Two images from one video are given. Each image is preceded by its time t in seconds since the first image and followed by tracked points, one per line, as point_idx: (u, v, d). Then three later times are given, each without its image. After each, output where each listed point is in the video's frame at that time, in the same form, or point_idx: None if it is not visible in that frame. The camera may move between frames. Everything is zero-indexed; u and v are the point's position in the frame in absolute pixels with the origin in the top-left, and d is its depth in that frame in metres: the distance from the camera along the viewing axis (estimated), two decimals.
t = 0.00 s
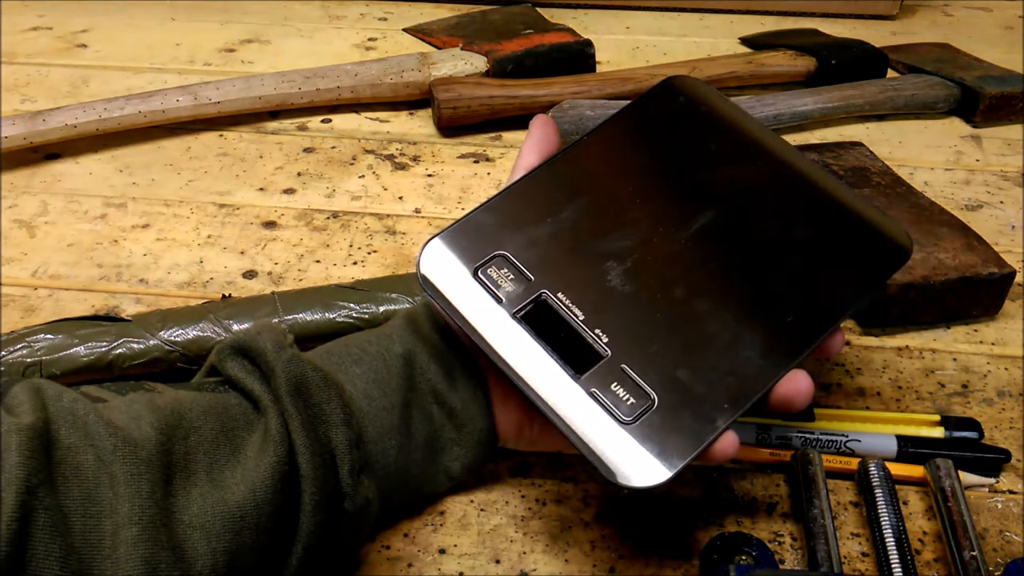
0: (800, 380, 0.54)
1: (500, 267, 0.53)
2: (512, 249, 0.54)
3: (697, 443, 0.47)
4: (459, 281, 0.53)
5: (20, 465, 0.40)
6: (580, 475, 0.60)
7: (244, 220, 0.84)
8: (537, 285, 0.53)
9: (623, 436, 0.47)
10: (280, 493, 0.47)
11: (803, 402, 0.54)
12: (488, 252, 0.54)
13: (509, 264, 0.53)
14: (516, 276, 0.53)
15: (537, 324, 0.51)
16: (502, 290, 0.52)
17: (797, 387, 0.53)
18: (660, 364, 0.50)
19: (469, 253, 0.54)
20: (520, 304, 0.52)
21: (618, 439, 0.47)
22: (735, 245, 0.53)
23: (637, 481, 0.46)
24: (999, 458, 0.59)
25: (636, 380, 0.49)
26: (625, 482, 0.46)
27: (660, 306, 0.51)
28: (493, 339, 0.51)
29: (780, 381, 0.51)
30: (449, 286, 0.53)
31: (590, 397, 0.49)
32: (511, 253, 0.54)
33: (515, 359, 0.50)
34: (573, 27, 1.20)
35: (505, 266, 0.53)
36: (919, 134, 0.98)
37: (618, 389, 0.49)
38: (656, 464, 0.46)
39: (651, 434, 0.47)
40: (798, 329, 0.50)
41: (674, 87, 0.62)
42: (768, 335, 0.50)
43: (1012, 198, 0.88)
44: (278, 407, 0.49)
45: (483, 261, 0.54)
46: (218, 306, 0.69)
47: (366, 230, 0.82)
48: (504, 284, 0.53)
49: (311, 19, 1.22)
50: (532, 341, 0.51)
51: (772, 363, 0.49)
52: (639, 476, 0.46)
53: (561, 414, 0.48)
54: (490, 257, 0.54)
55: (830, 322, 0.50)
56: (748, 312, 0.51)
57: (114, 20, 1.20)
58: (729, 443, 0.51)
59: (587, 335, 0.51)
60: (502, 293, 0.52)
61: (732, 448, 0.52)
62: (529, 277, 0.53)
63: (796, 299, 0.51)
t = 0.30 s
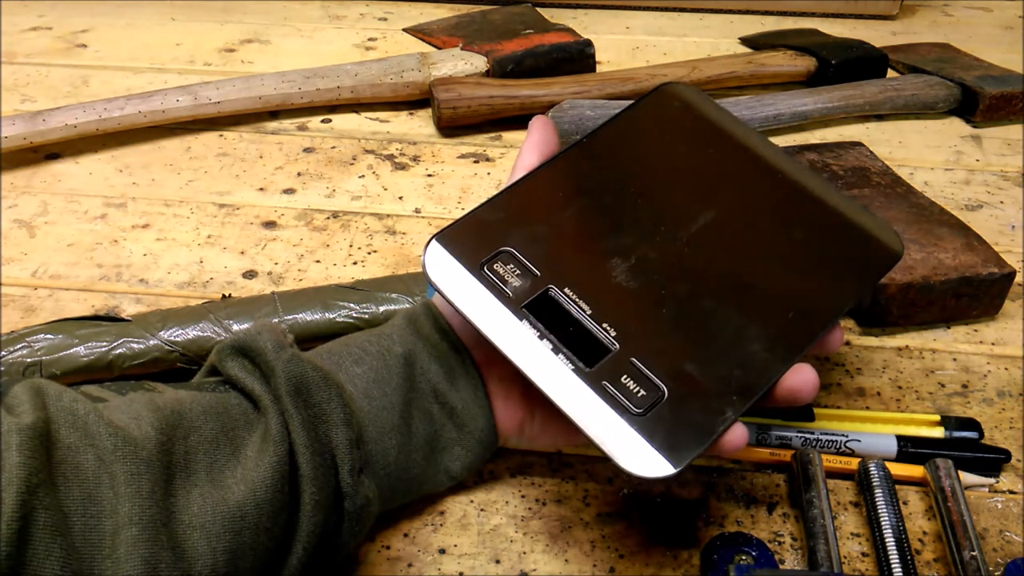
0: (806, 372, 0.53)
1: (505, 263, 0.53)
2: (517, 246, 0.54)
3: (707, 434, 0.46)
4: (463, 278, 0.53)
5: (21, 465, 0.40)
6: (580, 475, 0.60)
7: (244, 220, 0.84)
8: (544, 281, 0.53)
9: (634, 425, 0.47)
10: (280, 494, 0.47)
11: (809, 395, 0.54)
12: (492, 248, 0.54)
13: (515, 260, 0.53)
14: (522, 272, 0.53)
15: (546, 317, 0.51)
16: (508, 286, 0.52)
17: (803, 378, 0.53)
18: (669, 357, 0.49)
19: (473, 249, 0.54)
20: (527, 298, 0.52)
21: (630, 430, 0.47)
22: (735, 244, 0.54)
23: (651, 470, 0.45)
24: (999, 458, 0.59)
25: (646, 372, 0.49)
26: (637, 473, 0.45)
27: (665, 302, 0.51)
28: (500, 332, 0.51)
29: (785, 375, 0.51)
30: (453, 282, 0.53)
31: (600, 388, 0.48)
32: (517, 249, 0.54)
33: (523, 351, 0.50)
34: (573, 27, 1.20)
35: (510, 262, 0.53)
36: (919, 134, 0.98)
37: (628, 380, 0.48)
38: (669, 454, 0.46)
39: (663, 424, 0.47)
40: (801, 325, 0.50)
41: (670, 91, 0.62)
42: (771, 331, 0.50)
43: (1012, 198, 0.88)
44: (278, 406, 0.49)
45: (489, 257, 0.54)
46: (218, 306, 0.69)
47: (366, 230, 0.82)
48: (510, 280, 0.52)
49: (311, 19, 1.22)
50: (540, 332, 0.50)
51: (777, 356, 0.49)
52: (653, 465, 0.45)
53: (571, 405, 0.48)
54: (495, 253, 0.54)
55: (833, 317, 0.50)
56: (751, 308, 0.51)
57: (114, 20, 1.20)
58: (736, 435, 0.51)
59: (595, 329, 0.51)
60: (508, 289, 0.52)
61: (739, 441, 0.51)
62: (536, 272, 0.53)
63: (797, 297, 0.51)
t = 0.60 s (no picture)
0: (810, 367, 0.53)
1: (510, 257, 0.53)
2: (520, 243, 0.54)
3: (715, 426, 0.46)
4: (468, 273, 0.52)
5: (20, 464, 0.40)
6: (580, 475, 0.60)
7: (244, 220, 0.84)
8: (549, 275, 0.53)
9: (643, 417, 0.46)
10: (280, 493, 0.47)
11: (812, 389, 0.54)
12: (496, 244, 0.54)
13: (520, 255, 0.53)
14: (528, 267, 0.53)
15: (553, 309, 0.51)
16: (514, 280, 0.52)
17: (807, 373, 0.53)
18: (675, 351, 0.49)
19: (478, 245, 0.54)
20: (534, 291, 0.52)
21: (640, 420, 0.46)
22: (734, 243, 0.54)
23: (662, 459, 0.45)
24: (999, 458, 0.59)
25: (653, 364, 0.49)
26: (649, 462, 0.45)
27: (667, 299, 0.51)
28: (506, 324, 0.50)
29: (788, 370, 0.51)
30: (456, 278, 0.52)
31: (609, 380, 0.48)
32: (522, 244, 0.54)
33: (529, 344, 0.49)
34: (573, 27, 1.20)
35: (516, 257, 0.53)
36: (919, 134, 0.98)
37: (636, 373, 0.48)
38: (679, 444, 0.45)
39: (672, 414, 0.47)
40: (803, 321, 0.50)
41: (664, 99, 0.63)
42: (772, 328, 0.50)
43: (1012, 198, 0.88)
44: (278, 406, 0.49)
45: (494, 252, 0.53)
46: (218, 307, 0.69)
47: (366, 230, 0.82)
48: (515, 274, 0.52)
49: (311, 19, 1.22)
50: (546, 325, 0.50)
51: (780, 351, 0.49)
52: (664, 455, 0.45)
53: (579, 397, 0.48)
54: (500, 249, 0.53)
55: (833, 314, 0.50)
56: (752, 306, 0.51)
57: (114, 20, 1.20)
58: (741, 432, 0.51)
59: (601, 323, 0.50)
60: (514, 282, 0.52)
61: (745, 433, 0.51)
62: (540, 268, 0.53)
63: (797, 295, 0.51)
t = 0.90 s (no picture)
0: (810, 369, 0.53)
1: (507, 261, 0.53)
2: (519, 245, 0.54)
3: (711, 432, 0.46)
4: (467, 276, 0.53)
5: (21, 465, 0.40)
6: (580, 475, 0.60)
7: (244, 220, 0.84)
8: (547, 278, 0.53)
9: (638, 423, 0.47)
10: (279, 494, 0.47)
11: (812, 390, 0.54)
12: (494, 247, 0.54)
13: (517, 259, 0.53)
14: (526, 269, 0.53)
15: (550, 314, 0.51)
16: (512, 284, 0.52)
17: (806, 375, 0.53)
18: (673, 354, 0.49)
19: (477, 247, 0.54)
20: (531, 295, 0.52)
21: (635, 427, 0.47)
22: (735, 243, 0.54)
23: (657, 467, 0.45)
24: (999, 458, 0.59)
25: (649, 370, 0.49)
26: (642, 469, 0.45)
27: (667, 300, 0.51)
28: (504, 329, 0.51)
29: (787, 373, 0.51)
30: (455, 281, 0.53)
31: (605, 386, 0.48)
32: (520, 247, 0.54)
33: (527, 348, 0.50)
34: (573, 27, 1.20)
35: (514, 260, 0.53)
36: (919, 133, 0.98)
37: (632, 378, 0.48)
38: (674, 451, 0.46)
39: (668, 421, 0.47)
40: (802, 323, 0.50)
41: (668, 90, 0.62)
42: (773, 330, 0.50)
43: (1012, 198, 0.88)
44: (278, 406, 0.49)
45: (492, 255, 0.53)
46: (218, 307, 0.69)
47: (366, 230, 0.82)
48: (513, 278, 0.52)
49: (311, 19, 1.22)
50: (544, 329, 0.50)
51: (779, 354, 0.49)
52: (657, 463, 0.45)
53: (575, 402, 0.48)
54: (499, 252, 0.54)
55: (834, 316, 0.50)
56: (751, 307, 0.51)
57: (114, 20, 1.20)
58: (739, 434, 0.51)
59: (598, 327, 0.51)
60: (512, 286, 0.52)
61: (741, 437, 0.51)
62: (539, 270, 0.53)
63: (798, 295, 0.51)
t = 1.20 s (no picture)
0: (805, 378, 0.53)
1: (502, 266, 0.53)
2: (518, 249, 0.54)
3: (704, 442, 0.47)
4: (464, 282, 0.53)
5: (21, 466, 0.40)
6: (580, 475, 0.60)
7: (244, 220, 0.84)
8: (544, 283, 0.53)
9: (630, 432, 0.47)
10: (280, 496, 0.47)
11: (807, 400, 0.54)
12: (491, 251, 0.54)
13: (512, 263, 0.53)
14: (522, 274, 0.53)
15: (542, 321, 0.51)
16: (507, 290, 0.52)
17: (802, 384, 0.53)
18: (667, 362, 0.49)
19: (474, 253, 0.54)
20: (524, 301, 0.52)
21: (626, 438, 0.47)
22: (737, 245, 0.54)
23: (646, 478, 0.46)
24: (999, 458, 0.59)
25: (643, 378, 0.49)
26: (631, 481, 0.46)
27: (666, 303, 0.52)
28: (498, 336, 0.51)
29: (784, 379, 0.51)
30: (453, 286, 0.53)
31: (597, 394, 0.49)
32: (517, 251, 0.54)
33: (521, 355, 0.50)
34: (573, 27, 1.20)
35: (509, 265, 0.53)
36: (919, 133, 0.98)
37: (625, 386, 0.49)
38: (664, 460, 0.46)
39: (658, 431, 0.47)
40: (803, 328, 0.50)
41: (674, 87, 0.62)
42: (773, 334, 0.50)
43: (1012, 198, 0.88)
44: (278, 407, 0.49)
45: (486, 260, 0.54)
46: (218, 307, 0.69)
47: (366, 230, 0.82)
48: (510, 284, 0.53)
49: (311, 19, 1.22)
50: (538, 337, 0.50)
51: (777, 361, 0.49)
52: (647, 473, 0.46)
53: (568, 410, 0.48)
54: (495, 257, 0.54)
55: (834, 321, 0.50)
56: (752, 311, 0.51)
57: (114, 20, 1.20)
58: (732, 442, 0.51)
59: (592, 334, 0.51)
60: (506, 292, 0.52)
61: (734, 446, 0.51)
62: (535, 275, 0.53)
63: (800, 299, 0.51)
